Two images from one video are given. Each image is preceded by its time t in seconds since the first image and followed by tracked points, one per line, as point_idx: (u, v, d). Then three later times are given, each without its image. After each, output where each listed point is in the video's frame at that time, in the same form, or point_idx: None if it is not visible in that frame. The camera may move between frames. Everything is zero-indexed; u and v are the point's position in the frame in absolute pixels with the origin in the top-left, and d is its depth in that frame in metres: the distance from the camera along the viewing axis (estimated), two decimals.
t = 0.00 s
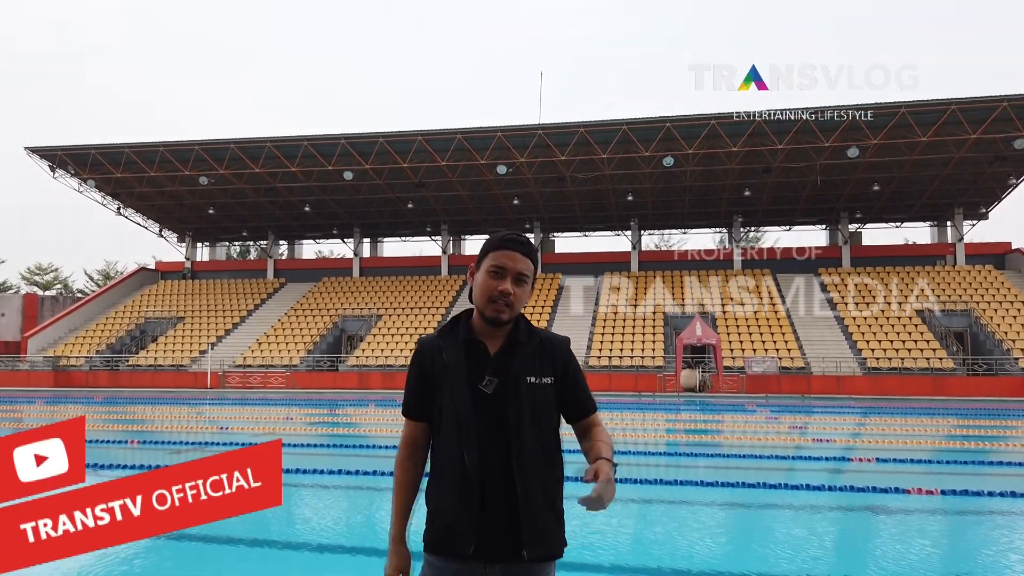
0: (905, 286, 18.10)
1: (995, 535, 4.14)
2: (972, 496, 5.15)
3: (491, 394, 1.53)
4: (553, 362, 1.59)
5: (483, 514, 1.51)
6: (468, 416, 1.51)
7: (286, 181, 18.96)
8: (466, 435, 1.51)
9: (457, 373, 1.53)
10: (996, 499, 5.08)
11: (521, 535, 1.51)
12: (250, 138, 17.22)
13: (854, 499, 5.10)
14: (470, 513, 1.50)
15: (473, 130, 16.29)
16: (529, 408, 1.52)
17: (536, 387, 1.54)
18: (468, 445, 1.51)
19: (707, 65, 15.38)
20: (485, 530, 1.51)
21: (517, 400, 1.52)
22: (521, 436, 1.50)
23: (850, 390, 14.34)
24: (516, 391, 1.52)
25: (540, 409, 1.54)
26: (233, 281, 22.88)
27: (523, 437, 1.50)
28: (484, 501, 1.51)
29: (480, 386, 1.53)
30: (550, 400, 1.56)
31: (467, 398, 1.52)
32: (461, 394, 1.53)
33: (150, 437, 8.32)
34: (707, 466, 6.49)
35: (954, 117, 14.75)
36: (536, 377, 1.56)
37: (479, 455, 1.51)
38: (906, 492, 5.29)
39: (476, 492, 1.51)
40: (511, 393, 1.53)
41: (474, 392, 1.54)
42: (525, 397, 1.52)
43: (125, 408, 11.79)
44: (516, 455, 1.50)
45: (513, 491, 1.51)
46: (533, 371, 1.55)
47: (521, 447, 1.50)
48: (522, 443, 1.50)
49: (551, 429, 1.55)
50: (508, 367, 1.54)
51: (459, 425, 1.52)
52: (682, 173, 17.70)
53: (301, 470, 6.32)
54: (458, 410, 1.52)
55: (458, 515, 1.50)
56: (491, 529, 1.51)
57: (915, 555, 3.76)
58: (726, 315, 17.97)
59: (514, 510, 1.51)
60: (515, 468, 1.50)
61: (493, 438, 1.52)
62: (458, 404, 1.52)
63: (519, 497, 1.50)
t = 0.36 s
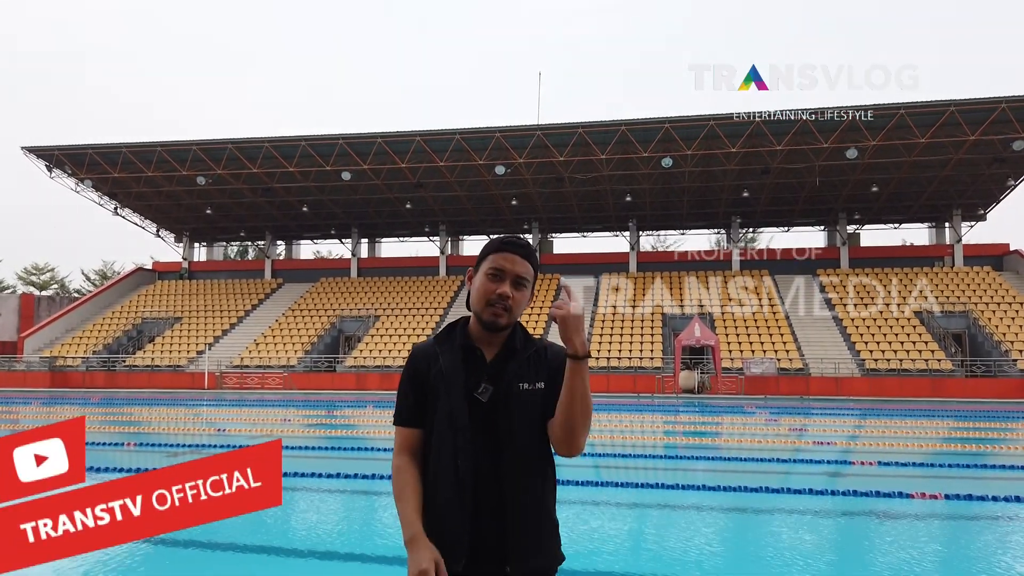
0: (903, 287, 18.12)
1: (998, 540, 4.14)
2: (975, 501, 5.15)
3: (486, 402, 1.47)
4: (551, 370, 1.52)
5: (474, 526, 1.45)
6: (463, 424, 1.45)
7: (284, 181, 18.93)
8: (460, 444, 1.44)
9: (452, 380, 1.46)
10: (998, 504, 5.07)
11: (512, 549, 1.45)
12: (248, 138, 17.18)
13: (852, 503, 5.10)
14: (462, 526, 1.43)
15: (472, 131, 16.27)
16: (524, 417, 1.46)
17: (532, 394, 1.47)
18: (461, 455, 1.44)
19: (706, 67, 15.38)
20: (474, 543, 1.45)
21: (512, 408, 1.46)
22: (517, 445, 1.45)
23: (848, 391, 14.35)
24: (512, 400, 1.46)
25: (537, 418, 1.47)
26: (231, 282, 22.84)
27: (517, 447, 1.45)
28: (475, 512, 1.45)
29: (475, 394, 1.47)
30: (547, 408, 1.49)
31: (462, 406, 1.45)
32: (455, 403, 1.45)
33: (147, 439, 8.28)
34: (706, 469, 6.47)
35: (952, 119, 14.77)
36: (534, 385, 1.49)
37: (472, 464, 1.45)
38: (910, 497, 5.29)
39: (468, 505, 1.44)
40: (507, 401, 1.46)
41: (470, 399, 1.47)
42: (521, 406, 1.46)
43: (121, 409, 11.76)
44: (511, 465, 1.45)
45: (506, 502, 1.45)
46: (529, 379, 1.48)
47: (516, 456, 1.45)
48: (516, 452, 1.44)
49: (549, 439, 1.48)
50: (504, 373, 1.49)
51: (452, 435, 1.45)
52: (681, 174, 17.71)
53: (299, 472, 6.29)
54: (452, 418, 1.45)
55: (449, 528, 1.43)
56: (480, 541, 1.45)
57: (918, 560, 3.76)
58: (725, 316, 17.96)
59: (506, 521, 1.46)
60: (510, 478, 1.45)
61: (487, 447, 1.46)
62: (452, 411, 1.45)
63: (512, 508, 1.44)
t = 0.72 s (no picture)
0: (902, 288, 18.15)
1: (1000, 542, 4.14)
2: (976, 503, 5.15)
3: (479, 409, 1.41)
4: (546, 376, 1.47)
5: (465, 540, 1.38)
6: (454, 433, 1.39)
7: (280, 180, 18.88)
8: (450, 453, 1.39)
9: (442, 386, 1.40)
10: (999, 506, 5.08)
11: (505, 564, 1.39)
12: (244, 137, 17.12)
13: (849, 506, 5.10)
14: (452, 540, 1.37)
15: (469, 131, 16.25)
16: (518, 424, 1.40)
17: (527, 402, 1.42)
18: (451, 465, 1.38)
19: (704, 68, 15.40)
20: (464, 558, 1.39)
21: (506, 415, 1.40)
22: (510, 455, 1.39)
23: (845, 391, 14.40)
24: (506, 407, 1.41)
25: (532, 427, 1.42)
26: (227, 282, 22.78)
27: (511, 456, 1.39)
28: (466, 525, 1.39)
29: (468, 401, 1.41)
30: (542, 416, 1.44)
31: (452, 413, 1.39)
32: (447, 410, 1.40)
33: (142, 441, 8.24)
34: (704, 471, 6.45)
35: (949, 119, 14.80)
36: (528, 392, 1.43)
37: (462, 472, 1.39)
38: (912, 499, 5.29)
39: (458, 516, 1.38)
40: (501, 408, 1.41)
41: (461, 407, 1.41)
42: (516, 413, 1.40)
43: (117, 410, 11.72)
44: (504, 475, 1.39)
45: (499, 515, 1.39)
46: (524, 386, 1.43)
47: (510, 467, 1.39)
48: (510, 463, 1.39)
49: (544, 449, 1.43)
50: (498, 378, 1.43)
51: (443, 443, 1.39)
52: (678, 174, 17.73)
53: (297, 474, 6.26)
54: (442, 427, 1.39)
55: (437, 543, 1.36)
56: (470, 555, 1.38)
57: (918, 562, 3.75)
58: (723, 316, 17.98)
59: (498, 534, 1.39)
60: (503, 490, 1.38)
61: (478, 457, 1.40)
62: (443, 419, 1.40)
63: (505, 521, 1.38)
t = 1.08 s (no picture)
0: (903, 286, 18.12)
1: (997, 539, 4.15)
2: (977, 499, 5.16)
3: (473, 409, 1.39)
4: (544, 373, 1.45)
5: (456, 546, 1.36)
6: (446, 433, 1.37)
7: (276, 175, 18.82)
8: (442, 456, 1.37)
9: (435, 384, 1.39)
10: (999, 503, 5.08)
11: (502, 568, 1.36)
12: (239, 132, 17.03)
13: (846, 502, 5.11)
14: (444, 545, 1.35)
15: (465, 126, 16.20)
16: (513, 424, 1.38)
17: (524, 403, 1.39)
18: (442, 468, 1.36)
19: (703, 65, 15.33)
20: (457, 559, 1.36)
21: (501, 415, 1.38)
22: (504, 457, 1.36)
23: (842, 387, 14.44)
24: (501, 407, 1.38)
25: (527, 427, 1.39)
26: (223, 277, 22.71)
27: (506, 457, 1.36)
28: (459, 530, 1.37)
29: (461, 401, 1.39)
30: (540, 417, 1.40)
31: (445, 413, 1.37)
32: (438, 410, 1.38)
33: (136, 436, 8.21)
34: (700, 467, 6.45)
35: (947, 115, 14.83)
36: (524, 391, 1.40)
37: (455, 474, 1.37)
38: (911, 495, 5.30)
39: (451, 518, 1.36)
40: (494, 408, 1.38)
41: (454, 407, 1.39)
42: (510, 412, 1.38)
43: (112, 406, 11.69)
44: (497, 477, 1.36)
45: (493, 519, 1.36)
46: (521, 385, 1.40)
47: (504, 470, 1.36)
48: (504, 464, 1.36)
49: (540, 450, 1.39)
50: (493, 376, 1.41)
51: (434, 444, 1.37)
52: (675, 170, 17.71)
53: (292, 471, 6.25)
54: (435, 427, 1.38)
55: (430, 549, 1.35)
56: (463, 556, 1.36)
57: (915, 559, 3.75)
58: (722, 314, 17.92)
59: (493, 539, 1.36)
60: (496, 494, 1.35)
61: (471, 460, 1.38)
62: (435, 418, 1.38)
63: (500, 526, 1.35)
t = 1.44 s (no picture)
0: (902, 285, 17.92)
1: (989, 533, 4.17)
2: (971, 493, 5.19)
3: (460, 403, 1.38)
4: (536, 367, 1.45)
5: (443, 542, 1.37)
6: (434, 429, 1.37)
7: (271, 170, 18.77)
8: (430, 452, 1.37)
9: (423, 376, 1.39)
10: (994, 497, 5.11)
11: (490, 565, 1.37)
12: (234, 127, 16.95)
13: (839, 496, 5.14)
14: (430, 542, 1.35)
15: (462, 121, 16.17)
16: (501, 418, 1.38)
17: (513, 398, 1.40)
18: (430, 464, 1.36)
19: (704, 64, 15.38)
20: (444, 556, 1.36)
21: (491, 409, 1.38)
22: (493, 452, 1.36)
23: (837, 381, 14.51)
24: (490, 400, 1.39)
25: (516, 421, 1.39)
26: (218, 272, 22.66)
27: (495, 451, 1.36)
28: (447, 526, 1.37)
29: (449, 394, 1.39)
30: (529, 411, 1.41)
31: (433, 407, 1.37)
32: (426, 405, 1.38)
33: (129, 432, 8.20)
34: (695, 461, 6.48)
35: (943, 110, 14.84)
36: (514, 384, 1.41)
37: (443, 473, 1.37)
38: (906, 489, 5.32)
39: (438, 516, 1.36)
40: (483, 401, 1.39)
41: (442, 400, 1.39)
42: (499, 406, 1.38)
43: (107, 402, 11.67)
44: (485, 472, 1.37)
45: (481, 515, 1.36)
46: (512, 378, 1.41)
47: (493, 465, 1.36)
48: (492, 460, 1.36)
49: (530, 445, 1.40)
50: (482, 370, 1.41)
51: (421, 440, 1.37)
52: (670, 164, 17.70)
53: (285, 466, 6.24)
54: (422, 421, 1.37)
55: (419, 545, 1.35)
56: (450, 553, 1.36)
57: (909, 554, 3.76)
58: (720, 315, 17.66)
59: (482, 534, 1.36)
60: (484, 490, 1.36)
61: (459, 456, 1.38)
62: (422, 413, 1.37)
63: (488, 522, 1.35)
